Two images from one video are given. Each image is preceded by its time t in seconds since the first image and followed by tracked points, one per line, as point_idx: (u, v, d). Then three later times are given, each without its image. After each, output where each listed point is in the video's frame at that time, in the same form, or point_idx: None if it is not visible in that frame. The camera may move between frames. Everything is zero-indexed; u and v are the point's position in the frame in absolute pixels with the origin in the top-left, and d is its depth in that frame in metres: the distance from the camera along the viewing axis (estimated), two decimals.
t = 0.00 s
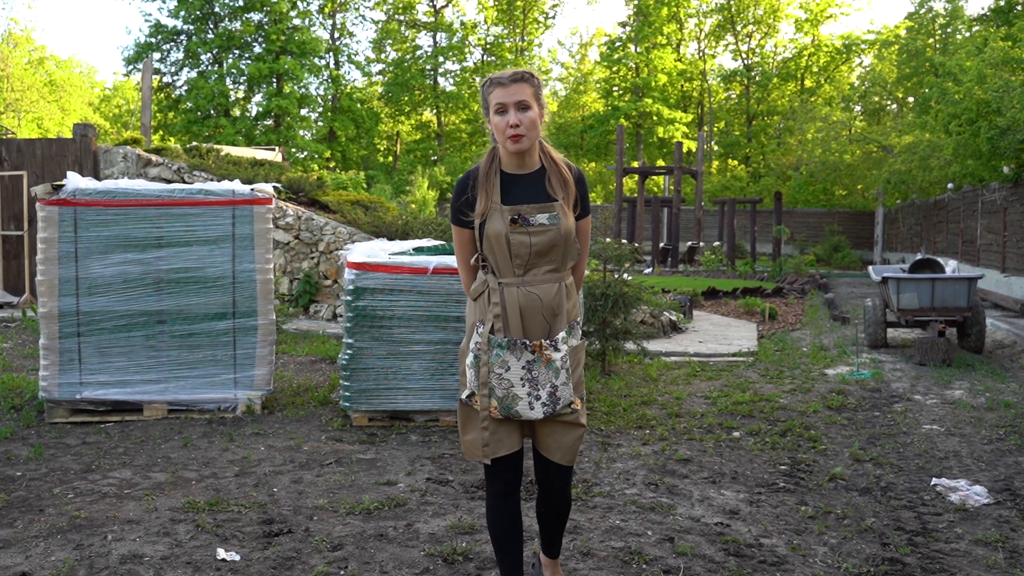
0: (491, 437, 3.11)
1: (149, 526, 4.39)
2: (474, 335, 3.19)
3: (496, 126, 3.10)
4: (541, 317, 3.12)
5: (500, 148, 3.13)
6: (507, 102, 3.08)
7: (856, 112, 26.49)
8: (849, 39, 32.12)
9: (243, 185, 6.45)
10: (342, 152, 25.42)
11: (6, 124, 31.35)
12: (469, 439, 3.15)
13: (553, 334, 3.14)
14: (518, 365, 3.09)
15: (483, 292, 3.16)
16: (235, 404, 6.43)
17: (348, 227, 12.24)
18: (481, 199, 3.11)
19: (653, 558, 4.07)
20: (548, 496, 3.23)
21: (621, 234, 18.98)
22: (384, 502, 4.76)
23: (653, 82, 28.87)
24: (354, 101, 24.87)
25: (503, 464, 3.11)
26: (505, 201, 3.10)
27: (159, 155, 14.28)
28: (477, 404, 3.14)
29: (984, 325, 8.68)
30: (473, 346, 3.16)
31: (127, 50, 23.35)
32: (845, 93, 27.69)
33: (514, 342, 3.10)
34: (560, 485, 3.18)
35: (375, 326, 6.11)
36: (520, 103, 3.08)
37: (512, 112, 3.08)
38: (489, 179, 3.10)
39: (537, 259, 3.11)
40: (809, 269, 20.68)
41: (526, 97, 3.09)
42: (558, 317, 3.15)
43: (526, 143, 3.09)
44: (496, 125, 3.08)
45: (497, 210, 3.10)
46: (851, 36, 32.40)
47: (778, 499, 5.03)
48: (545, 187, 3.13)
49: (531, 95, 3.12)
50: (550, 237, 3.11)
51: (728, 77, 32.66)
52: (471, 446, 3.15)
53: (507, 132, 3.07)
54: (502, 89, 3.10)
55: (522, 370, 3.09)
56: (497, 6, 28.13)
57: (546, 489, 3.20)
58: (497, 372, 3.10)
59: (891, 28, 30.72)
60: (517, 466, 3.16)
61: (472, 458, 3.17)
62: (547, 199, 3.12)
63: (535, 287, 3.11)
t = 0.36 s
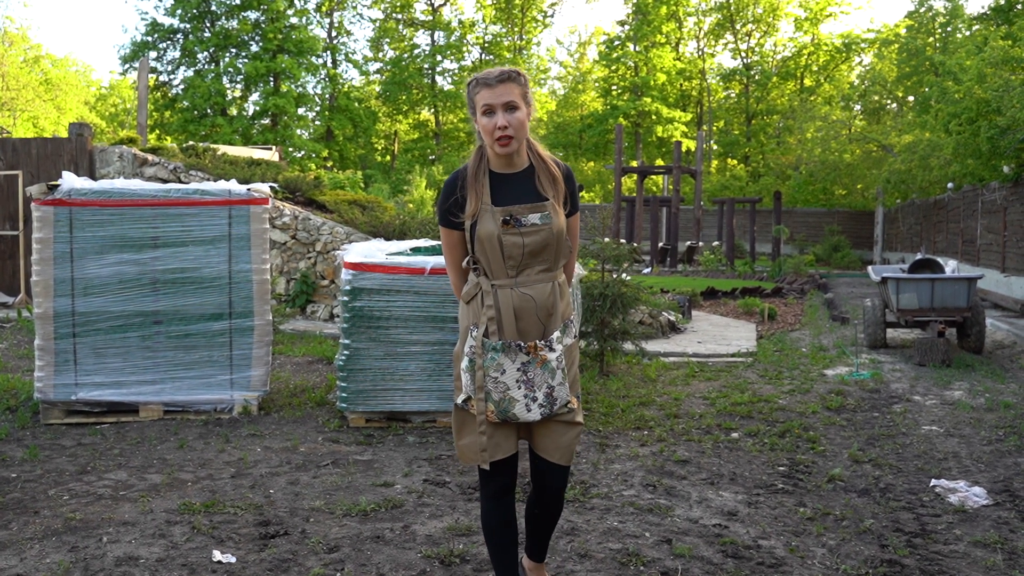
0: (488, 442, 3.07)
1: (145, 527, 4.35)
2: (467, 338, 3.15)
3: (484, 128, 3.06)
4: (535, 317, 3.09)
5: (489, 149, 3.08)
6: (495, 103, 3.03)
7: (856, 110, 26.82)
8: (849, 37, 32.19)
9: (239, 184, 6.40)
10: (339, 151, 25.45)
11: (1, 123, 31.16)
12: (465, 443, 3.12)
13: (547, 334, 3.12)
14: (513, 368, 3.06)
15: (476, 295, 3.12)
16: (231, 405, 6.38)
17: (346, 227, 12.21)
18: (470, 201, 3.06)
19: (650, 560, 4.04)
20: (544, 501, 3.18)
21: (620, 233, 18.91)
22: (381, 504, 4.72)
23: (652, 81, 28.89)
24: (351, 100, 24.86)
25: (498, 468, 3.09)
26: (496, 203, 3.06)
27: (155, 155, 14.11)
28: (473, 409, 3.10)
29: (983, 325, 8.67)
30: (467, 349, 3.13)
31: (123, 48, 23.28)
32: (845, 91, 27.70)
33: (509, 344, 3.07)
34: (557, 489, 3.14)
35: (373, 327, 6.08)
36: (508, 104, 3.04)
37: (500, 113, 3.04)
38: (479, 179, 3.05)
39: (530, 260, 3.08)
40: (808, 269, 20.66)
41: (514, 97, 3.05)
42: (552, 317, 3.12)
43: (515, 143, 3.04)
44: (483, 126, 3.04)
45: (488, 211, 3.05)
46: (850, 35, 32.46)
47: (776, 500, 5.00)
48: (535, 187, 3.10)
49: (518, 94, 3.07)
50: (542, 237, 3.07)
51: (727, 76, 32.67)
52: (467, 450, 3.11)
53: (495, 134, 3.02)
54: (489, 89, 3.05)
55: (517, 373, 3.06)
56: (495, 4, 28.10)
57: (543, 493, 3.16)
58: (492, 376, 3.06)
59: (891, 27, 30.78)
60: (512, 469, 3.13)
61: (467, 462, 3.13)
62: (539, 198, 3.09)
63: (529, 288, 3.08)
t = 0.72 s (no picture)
0: (479, 445, 3.04)
1: (140, 530, 4.31)
2: (458, 341, 3.13)
3: (472, 128, 3.02)
4: (524, 321, 3.05)
5: (478, 149, 3.04)
6: (482, 102, 2.99)
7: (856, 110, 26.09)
8: (849, 37, 32.21)
9: (235, 184, 6.36)
10: (336, 150, 25.46)
11: None
12: (459, 446, 3.09)
13: (537, 338, 3.06)
14: (501, 372, 3.02)
15: (466, 298, 3.09)
16: (227, 406, 6.35)
17: (343, 227, 12.18)
18: (459, 204, 3.04)
19: (648, 562, 4.01)
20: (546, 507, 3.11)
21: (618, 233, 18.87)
22: (378, 506, 4.68)
23: (650, 80, 28.91)
24: (349, 99, 24.82)
25: (490, 471, 3.05)
26: (484, 205, 3.03)
27: (151, 155, 14.14)
28: (463, 412, 3.08)
29: (983, 325, 8.65)
30: (457, 353, 3.10)
31: (119, 47, 23.23)
32: (844, 90, 27.71)
33: (497, 348, 3.04)
34: (555, 495, 3.06)
35: (369, 327, 6.04)
36: (495, 102, 3.00)
37: (487, 113, 2.99)
38: (467, 182, 3.03)
39: (519, 263, 3.03)
40: (808, 269, 20.66)
41: (501, 96, 3.01)
42: (543, 320, 3.06)
43: (503, 144, 3.00)
44: (470, 126, 3.00)
45: (476, 214, 3.02)
46: (850, 34, 32.49)
47: (775, 502, 4.98)
48: (525, 188, 3.04)
49: (507, 94, 3.03)
50: (530, 240, 3.02)
51: (727, 75, 32.67)
52: (459, 453, 3.09)
53: (482, 134, 2.98)
54: (477, 89, 3.01)
55: (506, 377, 3.02)
56: (494, 3, 28.05)
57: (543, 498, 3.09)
58: (480, 379, 3.03)
59: (890, 26, 30.83)
60: (507, 472, 3.08)
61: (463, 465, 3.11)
62: (528, 200, 3.03)
63: (517, 291, 3.04)
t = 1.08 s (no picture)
0: (468, 447, 3.00)
1: (136, 532, 4.27)
2: (451, 341, 3.10)
3: (470, 126, 2.99)
4: (514, 323, 2.99)
5: (475, 149, 3.02)
6: (482, 100, 2.95)
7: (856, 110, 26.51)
8: (848, 36, 32.21)
9: (232, 185, 6.33)
10: (333, 150, 25.40)
11: None
12: (450, 448, 3.06)
13: (526, 339, 3.00)
14: (490, 373, 2.98)
15: (459, 298, 3.07)
16: (224, 407, 6.31)
17: (340, 227, 12.17)
18: (454, 203, 3.03)
19: (647, 565, 3.98)
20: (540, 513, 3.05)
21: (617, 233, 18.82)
22: (375, 508, 4.65)
23: (649, 79, 28.90)
24: (346, 98, 24.79)
25: (482, 474, 3.02)
26: (477, 205, 3.00)
27: (147, 154, 14.05)
28: (453, 413, 3.05)
29: (983, 326, 8.63)
30: (449, 352, 3.08)
31: (115, 46, 23.20)
32: (843, 90, 27.70)
33: (486, 349, 3.00)
34: (545, 502, 2.99)
35: (367, 329, 6.00)
36: (495, 101, 2.96)
37: (486, 111, 2.96)
38: (463, 182, 3.02)
39: (510, 264, 2.99)
40: (807, 270, 20.65)
41: (502, 96, 2.97)
42: (534, 322, 3.00)
43: (500, 143, 2.96)
44: (468, 123, 2.97)
45: (469, 214, 3.00)
46: (850, 33, 32.50)
47: (775, 504, 4.94)
48: (519, 189, 2.99)
49: (507, 94, 2.99)
50: (522, 241, 2.97)
51: (726, 75, 32.64)
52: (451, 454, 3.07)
53: (479, 132, 2.95)
54: (477, 87, 2.98)
55: (495, 378, 2.98)
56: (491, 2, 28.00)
57: (536, 505, 3.02)
58: (468, 381, 3.00)
59: (890, 25, 30.86)
60: (500, 474, 3.04)
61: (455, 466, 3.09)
62: (520, 200, 2.99)
63: (508, 292, 2.99)
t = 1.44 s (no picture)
0: (461, 449, 2.98)
1: (133, 534, 4.24)
2: (447, 341, 3.07)
3: (476, 126, 2.98)
4: (511, 324, 2.95)
5: (479, 149, 2.99)
6: (489, 100, 2.94)
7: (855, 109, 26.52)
8: (848, 35, 32.23)
9: (229, 185, 6.29)
10: (331, 150, 25.36)
11: None
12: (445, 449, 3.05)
13: (520, 339, 2.96)
14: (482, 373, 2.95)
15: (458, 299, 3.04)
16: (220, 409, 6.27)
17: (337, 227, 12.14)
18: (456, 202, 3.00)
19: (646, 567, 3.95)
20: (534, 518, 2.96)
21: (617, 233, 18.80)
22: (373, 510, 4.61)
23: (648, 78, 28.92)
24: (343, 97, 24.80)
25: (479, 474, 3.01)
26: (478, 204, 2.98)
27: (143, 153, 14.05)
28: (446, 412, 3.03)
29: (983, 326, 8.61)
30: (445, 351, 3.05)
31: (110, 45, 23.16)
32: (842, 89, 27.69)
33: (479, 349, 2.97)
34: (531, 507, 2.90)
35: (365, 329, 5.96)
36: (502, 102, 2.94)
37: (494, 111, 2.94)
38: (465, 181, 2.99)
39: (510, 264, 2.96)
40: (807, 270, 20.67)
41: (510, 97, 2.96)
42: (532, 323, 2.96)
43: (505, 144, 2.94)
44: (475, 122, 2.95)
45: (470, 214, 2.98)
46: (849, 31, 32.51)
47: (774, 506, 4.91)
48: (521, 190, 2.96)
49: (515, 96, 2.97)
50: (521, 242, 2.94)
51: (725, 73, 32.63)
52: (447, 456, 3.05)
53: (485, 131, 2.93)
54: (485, 87, 2.96)
55: (487, 377, 2.95)
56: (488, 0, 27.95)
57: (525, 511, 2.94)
58: (460, 381, 2.97)
59: (890, 25, 30.89)
60: (496, 475, 3.02)
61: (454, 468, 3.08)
62: (522, 201, 2.95)
63: (506, 294, 2.95)
